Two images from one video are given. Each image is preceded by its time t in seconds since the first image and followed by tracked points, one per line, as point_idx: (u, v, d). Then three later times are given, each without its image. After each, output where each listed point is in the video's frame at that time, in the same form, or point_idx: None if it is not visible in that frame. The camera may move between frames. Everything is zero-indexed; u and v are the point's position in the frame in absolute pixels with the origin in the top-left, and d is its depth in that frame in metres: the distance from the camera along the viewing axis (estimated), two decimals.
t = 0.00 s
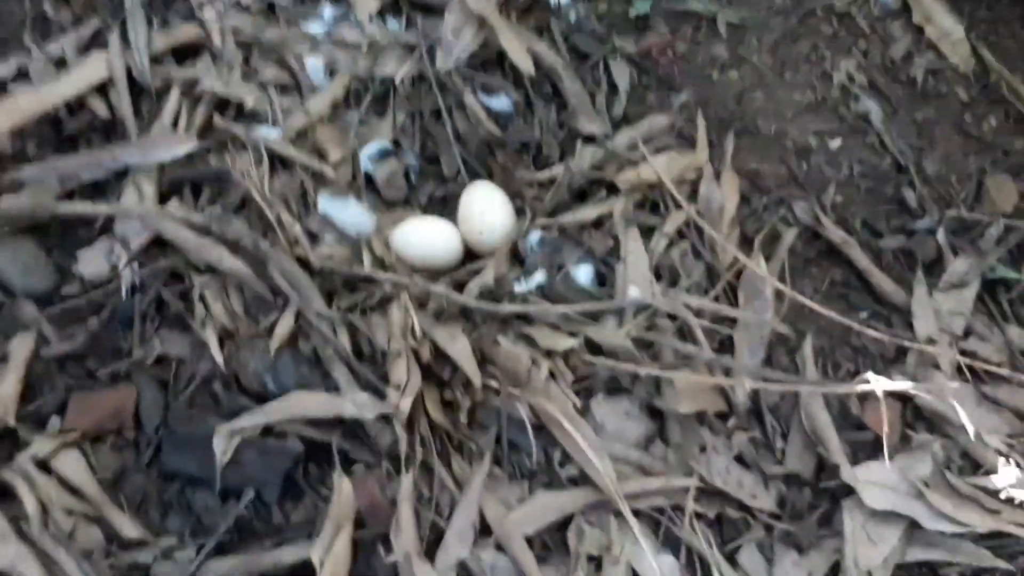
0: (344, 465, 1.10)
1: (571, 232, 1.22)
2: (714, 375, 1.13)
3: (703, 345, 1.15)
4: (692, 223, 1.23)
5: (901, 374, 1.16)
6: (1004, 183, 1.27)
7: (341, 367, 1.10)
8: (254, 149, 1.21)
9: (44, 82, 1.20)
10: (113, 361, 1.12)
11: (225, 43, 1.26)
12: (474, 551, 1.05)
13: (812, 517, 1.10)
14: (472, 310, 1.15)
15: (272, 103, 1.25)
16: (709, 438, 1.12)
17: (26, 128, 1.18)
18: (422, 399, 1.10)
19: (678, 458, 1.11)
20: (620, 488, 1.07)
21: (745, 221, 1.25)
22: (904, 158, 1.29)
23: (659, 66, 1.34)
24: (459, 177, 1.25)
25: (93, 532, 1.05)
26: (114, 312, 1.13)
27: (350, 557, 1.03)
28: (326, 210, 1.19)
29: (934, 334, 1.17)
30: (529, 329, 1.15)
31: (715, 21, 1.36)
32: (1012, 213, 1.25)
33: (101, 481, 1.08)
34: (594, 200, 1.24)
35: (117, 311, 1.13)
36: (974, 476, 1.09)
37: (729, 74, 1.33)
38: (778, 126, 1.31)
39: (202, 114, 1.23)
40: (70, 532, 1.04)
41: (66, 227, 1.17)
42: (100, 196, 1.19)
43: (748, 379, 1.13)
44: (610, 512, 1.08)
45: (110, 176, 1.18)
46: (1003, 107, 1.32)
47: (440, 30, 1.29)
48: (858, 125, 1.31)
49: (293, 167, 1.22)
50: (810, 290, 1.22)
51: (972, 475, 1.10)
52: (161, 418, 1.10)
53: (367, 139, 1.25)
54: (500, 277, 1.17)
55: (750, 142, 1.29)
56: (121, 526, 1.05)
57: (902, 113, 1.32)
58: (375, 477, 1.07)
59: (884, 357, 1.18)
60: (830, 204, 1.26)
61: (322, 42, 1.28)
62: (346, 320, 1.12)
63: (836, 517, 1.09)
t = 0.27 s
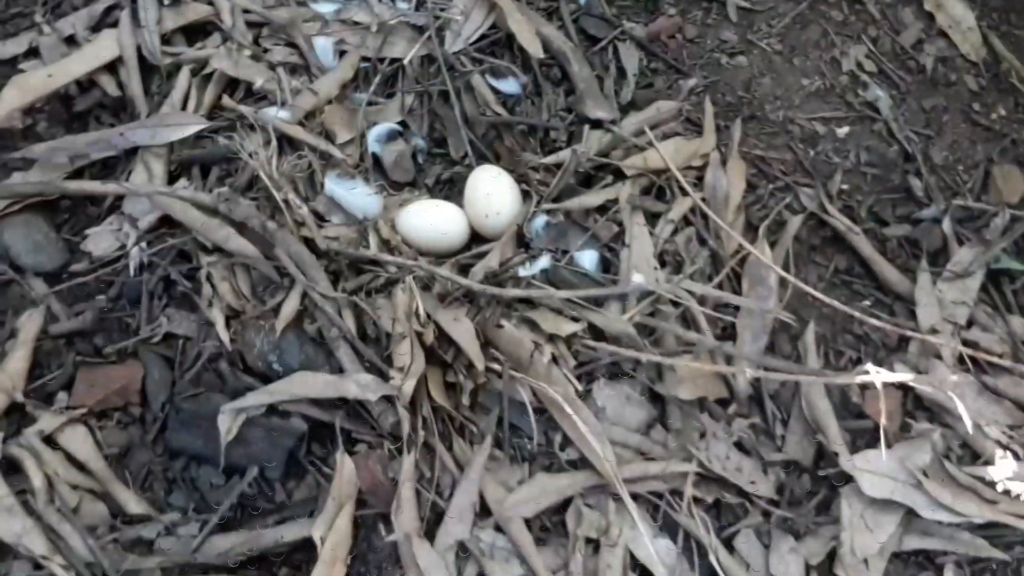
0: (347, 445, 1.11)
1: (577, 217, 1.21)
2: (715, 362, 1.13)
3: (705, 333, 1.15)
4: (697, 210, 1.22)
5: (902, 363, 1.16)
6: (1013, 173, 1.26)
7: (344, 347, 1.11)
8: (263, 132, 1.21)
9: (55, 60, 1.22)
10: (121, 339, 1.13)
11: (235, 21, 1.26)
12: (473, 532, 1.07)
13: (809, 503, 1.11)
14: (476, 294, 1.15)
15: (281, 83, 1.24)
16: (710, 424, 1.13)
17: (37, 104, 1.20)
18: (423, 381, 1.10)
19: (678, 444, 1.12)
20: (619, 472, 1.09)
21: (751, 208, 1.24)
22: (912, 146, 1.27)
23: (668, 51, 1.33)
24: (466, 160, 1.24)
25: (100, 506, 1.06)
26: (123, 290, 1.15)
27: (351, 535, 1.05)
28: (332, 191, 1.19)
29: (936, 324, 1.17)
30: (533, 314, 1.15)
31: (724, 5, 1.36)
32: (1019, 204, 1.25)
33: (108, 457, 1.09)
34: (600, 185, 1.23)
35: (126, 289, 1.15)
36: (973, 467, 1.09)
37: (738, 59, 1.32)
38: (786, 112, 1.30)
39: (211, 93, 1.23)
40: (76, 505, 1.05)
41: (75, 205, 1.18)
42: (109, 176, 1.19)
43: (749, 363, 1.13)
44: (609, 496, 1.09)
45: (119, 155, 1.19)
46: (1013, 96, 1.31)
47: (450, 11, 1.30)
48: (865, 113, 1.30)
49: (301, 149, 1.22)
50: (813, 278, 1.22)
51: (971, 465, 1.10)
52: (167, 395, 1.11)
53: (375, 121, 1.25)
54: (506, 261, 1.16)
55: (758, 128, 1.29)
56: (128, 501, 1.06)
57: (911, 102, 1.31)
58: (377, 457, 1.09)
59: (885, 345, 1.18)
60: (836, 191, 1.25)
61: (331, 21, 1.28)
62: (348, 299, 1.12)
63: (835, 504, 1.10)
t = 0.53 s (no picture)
0: (351, 435, 1.11)
1: (585, 210, 1.21)
2: (719, 358, 1.13)
3: (710, 329, 1.14)
4: (705, 204, 1.21)
5: (907, 360, 1.15)
6: None
7: (349, 337, 1.11)
8: (272, 121, 1.20)
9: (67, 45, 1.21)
10: (129, 326, 1.14)
11: (246, 7, 1.26)
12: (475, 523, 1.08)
13: (812, 500, 1.11)
14: (482, 286, 1.15)
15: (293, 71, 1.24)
16: (713, 419, 1.13)
17: (49, 89, 1.20)
18: (427, 372, 1.11)
19: (681, 439, 1.12)
20: (621, 465, 1.09)
21: (759, 203, 1.23)
22: (923, 143, 1.26)
23: (681, 43, 1.31)
24: (475, 151, 1.23)
25: (107, 491, 1.07)
26: (131, 276, 1.15)
27: (353, 525, 1.06)
28: (341, 181, 1.19)
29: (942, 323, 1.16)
30: (539, 306, 1.15)
31: None
32: None
33: (114, 443, 1.10)
34: (608, 178, 1.23)
35: (134, 276, 1.15)
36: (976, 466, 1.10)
37: (751, 52, 1.31)
38: (797, 107, 1.28)
39: (221, 80, 1.23)
40: (83, 491, 1.06)
41: (83, 190, 1.19)
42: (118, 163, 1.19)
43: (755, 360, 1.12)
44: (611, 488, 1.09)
45: (128, 141, 1.19)
46: None
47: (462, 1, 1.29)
48: (877, 109, 1.28)
49: (309, 138, 1.21)
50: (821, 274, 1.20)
51: (974, 463, 1.10)
52: (173, 383, 1.11)
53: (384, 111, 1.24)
54: (513, 253, 1.16)
55: (771, 123, 1.27)
56: (134, 487, 1.08)
57: (923, 98, 1.29)
58: (380, 447, 1.09)
59: (891, 342, 1.17)
60: (845, 187, 1.23)
61: (342, 10, 1.28)
62: (354, 290, 1.13)
63: (837, 500, 1.10)
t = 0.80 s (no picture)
0: (355, 433, 1.11)
1: (593, 211, 1.20)
2: (724, 362, 1.12)
3: (715, 332, 1.14)
4: (713, 206, 1.20)
5: (913, 366, 1.15)
6: None
7: (353, 335, 1.12)
8: (282, 116, 1.19)
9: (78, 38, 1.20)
10: (136, 320, 1.14)
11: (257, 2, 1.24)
12: (478, 522, 1.09)
13: (814, 504, 1.11)
14: (489, 286, 1.14)
15: (304, 67, 1.23)
16: (718, 422, 1.13)
17: (59, 82, 1.19)
18: (432, 371, 1.11)
19: (684, 442, 1.12)
20: (623, 467, 1.09)
21: (767, 206, 1.21)
22: (934, 148, 1.23)
23: (693, 44, 1.28)
24: (485, 150, 1.22)
25: (112, 485, 1.08)
26: (139, 271, 1.16)
27: (357, 522, 1.08)
28: (349, 179, 1.18)
29: (948, 330, 1.15)
30: (545, 308, 1.14)
31: None
32: None
33: (119, 437, 1.10)
34: (616, 180, 1.21)
35: (142, 270, 1.16)
36: (978, 472, 1.10)
37: (762, 54, 1.27)
38: (808, 110, 1.25)
39: (231, 75, 1.22)
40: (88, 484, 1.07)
41: (92, 185, 1.18)
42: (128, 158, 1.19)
43: (760, 365, 1.12)
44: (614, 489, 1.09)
45: (139, 135, 1.19)
46: None
47: None
48: (887, 113, 1.25)
49: (319, 134, 1.20)
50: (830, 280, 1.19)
51: (978, 470, 1.10)
52: (179, 378, 1.11)
53: (395, 109, 1.23)
54: (520, 254, 1.15)
55: (783, 127, 1.25)
56: (139, 482, 1.08)
57: (935, 103, 1.25)
58: (384, 445, 1.10)
59: (897, 347, 1.16)
60: (855, 191, 1.21)
61: (354, 6, 1.25)
62: (359, 287, 1.13)
63: (838, 504, 1.10)
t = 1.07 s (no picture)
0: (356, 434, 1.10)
1: (596, 213, 1.19)
2: (727, 365, 1.12)
3: (717, 335, 1.13)
4: (716, 209, 1.18)
5: (914, 370, 1.14)
6: None
7: (355, 337, 1.11)
8: (286, 117, 1.17)
9: (83, 37, 1.17)
10: (138, 321, 1.14)
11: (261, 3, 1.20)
12: (479, 524, 1.09)
13: (816, 508, 1.10)
14: (492, 287, 1.14)
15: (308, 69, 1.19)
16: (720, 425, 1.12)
17: (62, 82, 1.17)
18: (434, 373, 1.10)
19: (685, 445, 1.11)
20: (622, 470, 1.09)
21: (771, 209, 1.19)
22: (936, 152, 1.20)
23: (697, 47, 1.23)
24: (489, 151, 1.20)
25: (112, 485, 1.09)
26: (141, 271, 1.15)
27: (358, 521, 1.09)
28: (353, 179, 1.17)
29: (951, 337, 1.14)
30: (548, 309, 1.13)
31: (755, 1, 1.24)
32: None
33: (119, 437, 1.11)
34: (619, 182, 1.20)
35: (145, 270, 1.15)
36: (977, 476, 1.10)
37: (768, 57, 1.23)
38: (811, 113, 1.22)
39: (234, 74, 1.19)
40: (88, 484, 1.09)
41: (94, 185, 1.17)
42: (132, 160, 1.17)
43: (763, 368, 1.12)
44: (614, 492, 1.09)
45: (144, 135, 1.17)
46: None
47: None
48: (891, 117, 1.22)
49: (322, 135, 1.18)
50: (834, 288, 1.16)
51: (978, 474, 1.11)
52: (180, 378, 1.12)
53: (399, 110, 1.21)
54: (523, 255, 1.15)
55: (785, 132, 1.21)
56: (139, 483, 1.09)
57: (939, 107, 1.22)
58: (385, 446, 1.10)
59: (898, 350, 1.14)
60: (858, 195, 1.19)
61: (359, 7, 1.21)
62: (362, 289, 1.13)
63: (839, 508, 1.10)
